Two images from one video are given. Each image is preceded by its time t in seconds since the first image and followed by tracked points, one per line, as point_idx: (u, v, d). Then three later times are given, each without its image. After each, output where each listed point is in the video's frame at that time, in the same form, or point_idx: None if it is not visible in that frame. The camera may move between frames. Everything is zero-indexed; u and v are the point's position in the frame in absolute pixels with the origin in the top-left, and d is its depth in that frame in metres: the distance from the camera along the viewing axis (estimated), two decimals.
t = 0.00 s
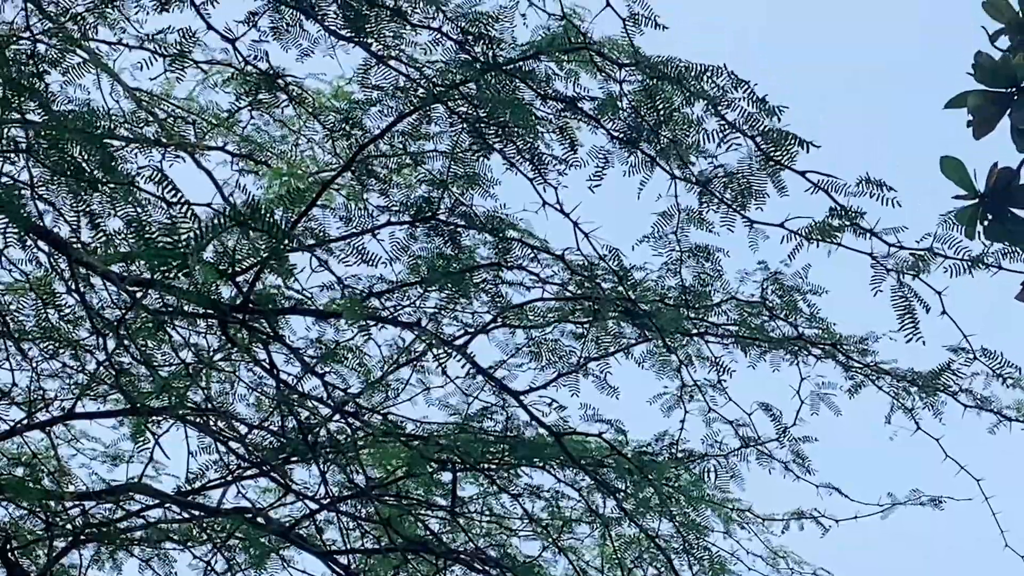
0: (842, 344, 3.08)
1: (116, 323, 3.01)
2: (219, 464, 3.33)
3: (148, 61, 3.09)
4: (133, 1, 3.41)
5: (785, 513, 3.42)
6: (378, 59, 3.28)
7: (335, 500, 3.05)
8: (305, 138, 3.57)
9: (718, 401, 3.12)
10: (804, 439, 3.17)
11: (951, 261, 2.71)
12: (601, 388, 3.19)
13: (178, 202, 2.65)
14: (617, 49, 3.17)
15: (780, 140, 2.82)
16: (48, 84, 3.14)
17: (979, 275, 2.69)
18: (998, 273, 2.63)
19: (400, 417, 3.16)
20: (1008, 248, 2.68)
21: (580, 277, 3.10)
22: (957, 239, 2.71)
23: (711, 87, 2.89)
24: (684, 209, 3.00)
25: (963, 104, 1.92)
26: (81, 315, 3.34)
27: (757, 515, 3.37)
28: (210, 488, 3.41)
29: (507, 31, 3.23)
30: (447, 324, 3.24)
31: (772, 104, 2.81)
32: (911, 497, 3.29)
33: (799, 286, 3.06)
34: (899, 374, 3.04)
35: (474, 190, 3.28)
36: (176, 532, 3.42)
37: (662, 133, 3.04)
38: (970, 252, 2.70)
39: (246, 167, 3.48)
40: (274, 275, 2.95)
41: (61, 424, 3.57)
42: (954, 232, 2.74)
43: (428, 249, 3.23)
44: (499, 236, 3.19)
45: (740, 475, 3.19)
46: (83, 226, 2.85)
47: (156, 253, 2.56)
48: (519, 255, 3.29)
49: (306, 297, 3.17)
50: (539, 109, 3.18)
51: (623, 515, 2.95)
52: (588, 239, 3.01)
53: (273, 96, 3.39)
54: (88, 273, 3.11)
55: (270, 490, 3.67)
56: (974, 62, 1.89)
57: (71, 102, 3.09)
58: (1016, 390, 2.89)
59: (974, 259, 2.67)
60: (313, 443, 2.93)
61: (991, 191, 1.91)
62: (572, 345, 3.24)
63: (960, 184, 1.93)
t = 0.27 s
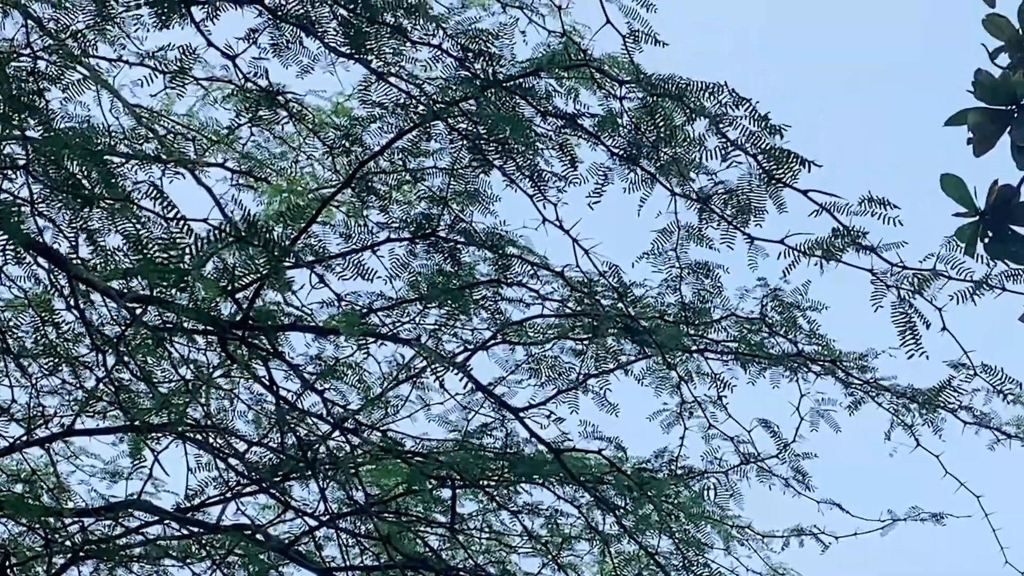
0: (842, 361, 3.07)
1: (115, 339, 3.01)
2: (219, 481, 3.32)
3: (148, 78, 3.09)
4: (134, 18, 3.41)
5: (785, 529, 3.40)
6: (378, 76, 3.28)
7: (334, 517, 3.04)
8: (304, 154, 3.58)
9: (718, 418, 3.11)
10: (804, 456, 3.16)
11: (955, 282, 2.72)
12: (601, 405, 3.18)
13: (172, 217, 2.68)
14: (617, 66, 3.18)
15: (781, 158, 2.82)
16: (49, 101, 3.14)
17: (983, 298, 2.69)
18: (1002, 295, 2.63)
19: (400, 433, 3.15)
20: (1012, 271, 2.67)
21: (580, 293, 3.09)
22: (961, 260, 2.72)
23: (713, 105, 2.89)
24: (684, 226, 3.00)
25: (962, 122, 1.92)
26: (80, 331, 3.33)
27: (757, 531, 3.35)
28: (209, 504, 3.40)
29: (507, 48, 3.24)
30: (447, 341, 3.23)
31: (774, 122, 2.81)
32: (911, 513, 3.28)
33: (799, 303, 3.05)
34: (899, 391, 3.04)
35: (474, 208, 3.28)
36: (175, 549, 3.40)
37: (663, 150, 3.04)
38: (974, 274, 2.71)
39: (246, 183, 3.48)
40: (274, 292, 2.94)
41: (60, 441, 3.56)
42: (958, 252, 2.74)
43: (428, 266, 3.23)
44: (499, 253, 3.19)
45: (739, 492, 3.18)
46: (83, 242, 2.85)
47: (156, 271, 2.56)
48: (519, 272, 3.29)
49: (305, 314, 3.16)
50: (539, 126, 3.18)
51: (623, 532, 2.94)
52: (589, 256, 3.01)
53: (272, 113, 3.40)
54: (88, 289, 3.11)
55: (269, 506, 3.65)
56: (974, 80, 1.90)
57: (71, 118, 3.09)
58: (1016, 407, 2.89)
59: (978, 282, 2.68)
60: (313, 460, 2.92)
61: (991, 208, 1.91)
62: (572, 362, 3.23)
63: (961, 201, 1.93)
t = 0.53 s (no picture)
0: (842, 378, 3.07)
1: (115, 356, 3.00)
2: (218, 497, 3.31)
3: (148, 94, 3.10)
4: (134, 35, 3.42)
5: (785, 546, 3.39)
6: (378, 92, 3.29)
7: (334, 534, 3.02)
8: (304, 171, 3.58)
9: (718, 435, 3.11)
10: (804, 472, 3.15)
11: (949, 302, 2.72)
12: (601, 422, 3.17)
13: (169, 240, 2.68)
14: (617, 83, 3.19)
15: (780, 175, 2.83)
16: (49, 117, 3.15)
17: (979, 318, 2.69)
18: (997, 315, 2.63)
19: (399, 450, 3.14)
20: (1008, 292, 2.68)
21: (580, 310, 3.09)
22: (957, 280, 2.72)
23: (712, 122, 2.90)
24: (683, 242, 3.00)
25: (963, 138, 1.92)
26: (80, 348, 3.33)
27: (757, 548, 3.34)
28: (208, 521, 3.39)
29: (507, 64, 3.24)
30: (447, 357, 3.23)
31: (772, 140, 2.82)
32: (911, 530, 3.27)
33: (799, 319, 3.05)
34: (899, 408, 3.03)
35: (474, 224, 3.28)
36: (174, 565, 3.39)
37: (662, 166, 3.04)
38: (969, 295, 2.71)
39: (247, 200, 3.48)
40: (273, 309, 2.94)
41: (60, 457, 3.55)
42: (954, 272, 2.74)
43: (428, 283, 3.23)
44: (498, 269, 3.18)
45: (739, 509, 3.17)
46: (82, 259, 2.85)
47: (156, 288, 2.56)
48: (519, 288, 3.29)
49: (305, 330, 3.16)
50: (539, 142, 3.19)
51: (623, 548, 2.93)
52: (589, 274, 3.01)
53: (273, 129, 3.40)
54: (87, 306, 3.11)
55: (269, 523, 3.64)
56: (975, 96, 1.90)
57: (72, 135, 3.09)
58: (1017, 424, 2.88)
59: (973, 302, 2.68)
60: (312, 477, 2.91)
61: (991, 224, 1.91)
62: (572, 379, 3.23)
63: (961, 217, 1.93)
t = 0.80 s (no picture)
0: (841, 394, 3.06)
1: (114, 372, 3.00)
2: (217, 514, 3.30)
3: (148, 111, 3.10)
4: (134, 51, 3.43)
5: (785, 563, 3.38)
6: (378, 109, 3.30)
7: (332, 550, 3.01)
8: (304, 187, 3.58)
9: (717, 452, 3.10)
10: (804, 489, 3.14)
11: (941, 316, 2.72)
12: (601, 439, 3.17)
13: (166, 263, 2.68)
14: (616, 100, 3.19)
15: (778, 192, 2.83)
16: (50, 134, 3.15)
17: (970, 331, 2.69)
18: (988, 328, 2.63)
19: (398, 466, 3.13)
20: (1000, 305, 2.67)
21: (580, 326, 3.09)
22: (950, 294, 2.72)
23: (711, 139, 2.90)
24: (683, 259, 3.00)
25: (962, 154, 1.92)
26: (80, 364, 3.32)
27: (757, 565, 3.33)
28: (207, 538, 3.37)
29: (507, 81, 3.25)
30: (446, 374, 3.22)
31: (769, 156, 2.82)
32: (911, 547, 3.26)
33: (798, 336, 3.05)
34: (899, 425, 3.02)
35: (474, 240, 3.27)
36: None
37: (662, 183, 3.04)
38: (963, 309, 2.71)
39: (247, 216, 3.48)
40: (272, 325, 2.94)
41: (59, 473, 3.54)
42: (948, 286, 2.74)
43: (428, 299, 3.23)
44: (498, 285, 3.18)
45: (739, 526, 3.15)
46: (82, 275, 2.85)
47: (155, 305, 2.55)
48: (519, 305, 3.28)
49: (305, 347, 3.16)
50: (539, 159, 3.19)
51: (623, 565, 2.92)
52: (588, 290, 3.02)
53: (273, 145, 3.41)
54: (86, 322, 3.11)
55: (268, 539, 3.63)
56: (975, 112, 1.90)
57: (72, 151, 3.10)
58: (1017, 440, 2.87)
59: (964, 315, 2.68)
60: (310, 493, 2.90)
61: (991, 241, 1.91)
62: (572, 395, 3.22)
63: (960, 233, 1.92)
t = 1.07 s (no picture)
0: (841, 411, 3.06)
1: (113, 387, 3.00)
2: (216, 530, 3.29)
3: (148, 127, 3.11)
4: (135, 68, 3.44)
5: None
6: (378, 125, 3.30)
7: (331, 567, 3.00)
8: (305, 203, 3.58)
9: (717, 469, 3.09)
10: (804, 506, 3.13)
11: (943, 326, 2.72)
12: (600, 455, 3.16)
13: (171, 275, 2.68)
14: (616, 116, 3.20)
15: (778, 208, 2.84)
16: (50, 150, 3.16)
17: (971, 341, 2.69)
18: (989, 337, 2.63)
19: (398, 483, 3.12)
20: (1000, 315, 2.67)
21: (579, 343, 3.09)
22: (950, 304, 2.73)
23: (710, 155, 2.91)
24: (682, 275, 3.00)
25: (961, 171, 1.92)
26: (80, 380, 3.32)
27: None
28: (206, 554, 3.36)
29: (507, 97, 3.26)
30: (446, 390, 3.22)
31: (768, 171, 2.82)
32: (911, 564, 3.25)
33: (798, 352, 3.05)
34: (898, 442, 3.02)
35: (474, 256, 3.28)
36: None
37: (661, 199, 3.04)
38: (965, 318, 2.71)
39: (247, 232, 3.48)
40: (273, 341, 2.93)
41: (59, 489, 3.53)
42: (948, 297, 2.74)
43: (428, 316, 3.23)
44: (497, 302, 3.18)
45: (739, 543, 3.14)
46: (82, 291, 2.85)
47: (155, 320, 2.55)
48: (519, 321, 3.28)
49: (305, 363, 3.15)
50: (538, 175, 3.19)
51: None
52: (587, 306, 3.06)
53: (272, 161, 3.41)
54: (86, 338, 3.10)
55: (267, 556, 3.62)
56: (974, 130, 1.90)
57: (72, 167, 3.10)
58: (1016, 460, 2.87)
59: (965, 324, 2.68)
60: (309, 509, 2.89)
61: (990, 258, 1.91)
62: (572, 412, 3.22)
63: (960, 250, 1.92)
